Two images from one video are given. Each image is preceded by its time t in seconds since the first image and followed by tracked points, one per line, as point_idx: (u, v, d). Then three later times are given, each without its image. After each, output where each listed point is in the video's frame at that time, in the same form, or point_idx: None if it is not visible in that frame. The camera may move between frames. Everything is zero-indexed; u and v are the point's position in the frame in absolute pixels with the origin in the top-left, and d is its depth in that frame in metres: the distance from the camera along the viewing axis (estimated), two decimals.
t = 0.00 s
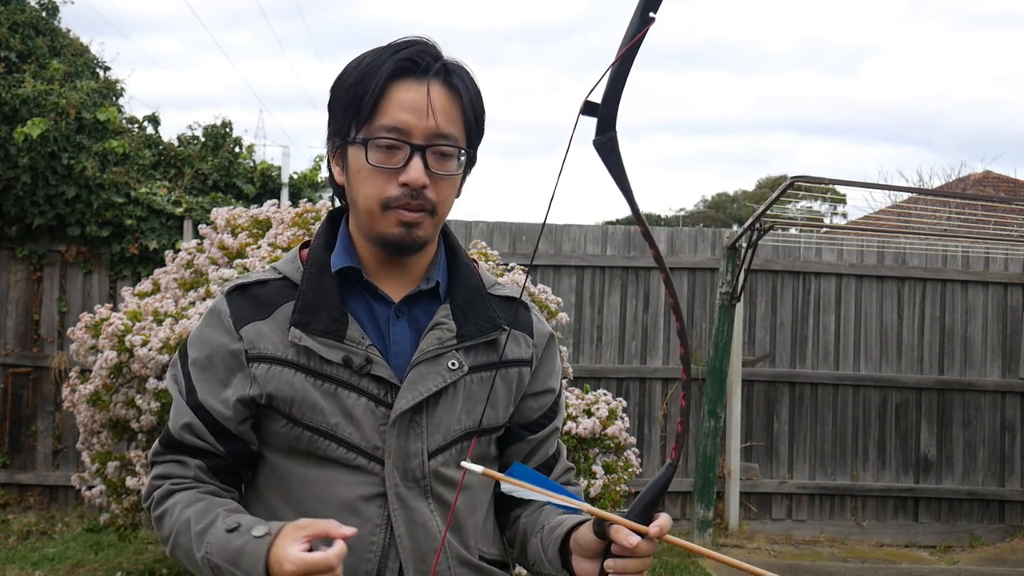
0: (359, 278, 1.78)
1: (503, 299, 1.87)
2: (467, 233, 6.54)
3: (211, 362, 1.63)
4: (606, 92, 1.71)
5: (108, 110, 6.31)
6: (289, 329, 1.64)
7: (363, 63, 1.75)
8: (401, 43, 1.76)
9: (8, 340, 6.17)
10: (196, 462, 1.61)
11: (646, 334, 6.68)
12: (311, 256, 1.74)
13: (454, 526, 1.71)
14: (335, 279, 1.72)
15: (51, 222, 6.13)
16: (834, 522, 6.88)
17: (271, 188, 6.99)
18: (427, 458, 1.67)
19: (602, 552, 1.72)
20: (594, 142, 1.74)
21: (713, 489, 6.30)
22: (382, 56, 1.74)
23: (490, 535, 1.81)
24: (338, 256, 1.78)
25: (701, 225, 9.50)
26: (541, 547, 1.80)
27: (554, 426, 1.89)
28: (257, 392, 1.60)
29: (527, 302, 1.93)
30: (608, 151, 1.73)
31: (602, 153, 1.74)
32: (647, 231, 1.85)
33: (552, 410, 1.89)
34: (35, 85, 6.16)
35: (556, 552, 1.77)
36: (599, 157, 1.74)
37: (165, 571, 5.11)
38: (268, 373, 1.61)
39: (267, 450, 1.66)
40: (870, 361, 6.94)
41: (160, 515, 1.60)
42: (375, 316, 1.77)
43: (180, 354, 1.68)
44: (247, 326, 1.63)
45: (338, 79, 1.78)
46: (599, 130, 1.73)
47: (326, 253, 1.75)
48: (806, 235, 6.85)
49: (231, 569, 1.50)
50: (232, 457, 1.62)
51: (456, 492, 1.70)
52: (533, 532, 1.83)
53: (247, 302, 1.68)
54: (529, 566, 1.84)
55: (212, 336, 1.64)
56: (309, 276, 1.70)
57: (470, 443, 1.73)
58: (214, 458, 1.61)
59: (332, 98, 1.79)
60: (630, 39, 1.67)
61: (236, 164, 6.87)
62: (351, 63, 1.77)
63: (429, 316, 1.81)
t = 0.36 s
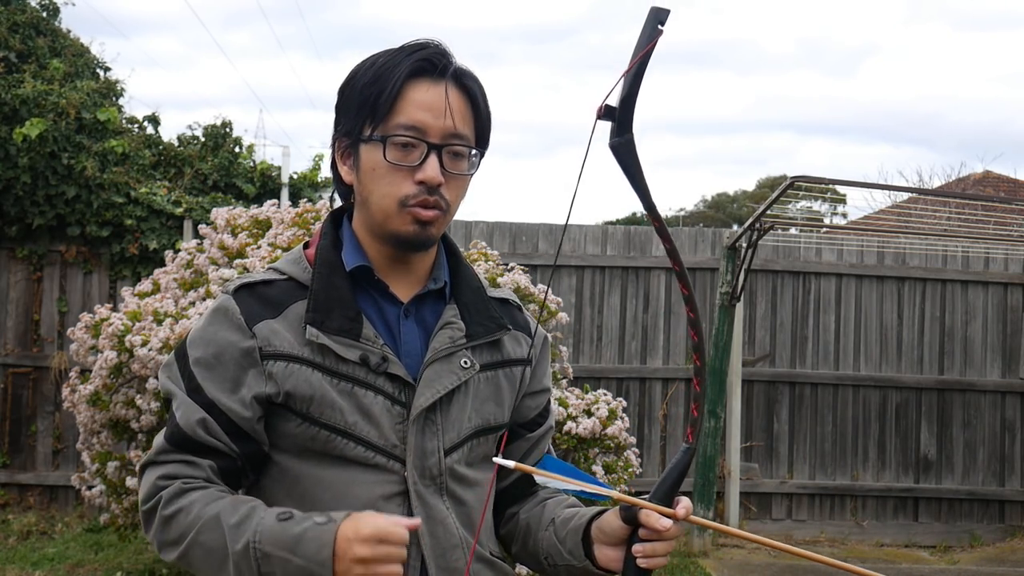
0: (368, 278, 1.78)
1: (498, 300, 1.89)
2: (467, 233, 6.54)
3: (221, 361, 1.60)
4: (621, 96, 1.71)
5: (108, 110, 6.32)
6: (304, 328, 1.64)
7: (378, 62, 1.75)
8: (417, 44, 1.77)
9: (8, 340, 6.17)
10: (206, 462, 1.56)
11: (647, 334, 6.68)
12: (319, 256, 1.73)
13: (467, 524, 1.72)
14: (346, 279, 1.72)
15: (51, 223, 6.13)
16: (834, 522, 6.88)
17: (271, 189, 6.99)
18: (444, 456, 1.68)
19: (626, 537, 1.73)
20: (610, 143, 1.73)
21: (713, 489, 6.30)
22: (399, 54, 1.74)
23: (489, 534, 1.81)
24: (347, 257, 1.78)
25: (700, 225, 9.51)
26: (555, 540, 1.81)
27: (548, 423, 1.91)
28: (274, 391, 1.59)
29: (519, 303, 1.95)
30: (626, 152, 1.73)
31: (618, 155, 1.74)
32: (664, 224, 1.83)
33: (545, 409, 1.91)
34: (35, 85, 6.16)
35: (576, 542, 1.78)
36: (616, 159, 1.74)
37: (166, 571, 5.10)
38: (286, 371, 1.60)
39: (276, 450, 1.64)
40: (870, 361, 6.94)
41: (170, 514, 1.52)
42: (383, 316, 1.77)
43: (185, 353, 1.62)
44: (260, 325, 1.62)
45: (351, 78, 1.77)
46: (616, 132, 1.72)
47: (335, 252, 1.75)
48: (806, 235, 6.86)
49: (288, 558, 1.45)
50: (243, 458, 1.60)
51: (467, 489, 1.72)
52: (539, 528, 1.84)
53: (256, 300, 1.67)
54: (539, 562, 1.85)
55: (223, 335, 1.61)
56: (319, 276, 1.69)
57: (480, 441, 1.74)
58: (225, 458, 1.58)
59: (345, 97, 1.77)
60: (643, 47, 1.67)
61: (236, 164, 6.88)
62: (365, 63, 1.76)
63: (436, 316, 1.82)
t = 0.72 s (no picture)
0: (368, 278, 1.78)
1: (506, 300, 1.90)
2: (467, 233, 6.54)
3: (215, 355, 1.61)
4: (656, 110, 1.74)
5: (108, 110, 6.32)
6: (301, 328, 1.64)
7: (369, 60, 1.77)
8: (409, 40, 1.78)
9: (9, 340, 6.17)
10: (183, 433, 1.58)
11: (647, 334, 6.68)
12: (321, 256, 1.73)
13: (461, 528, 1.71)
14: (346, 280, 1.72)
15: (51, 223, 6.13)
16: (834, 522, 6.88)
17: (271, 188, 6.99)
18: (439, 459, 1.67)
19: (645, 552, 1.74)
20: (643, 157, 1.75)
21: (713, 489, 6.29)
22: (389, 50, 1.75)
23: (489, 535, 1.81)
24: (348, 256, 1.77)
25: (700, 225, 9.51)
26: (572, 550, 1.82)
27: (556, 426, 1.90)
28: (267, 390, 1.60)
29: (528, 306, 1.94)
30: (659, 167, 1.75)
31: (651, 169, 1.76)
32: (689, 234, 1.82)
33: (553, 413, 1.90)
34: (34, 85, 6.16)
35: (595, 556, 1.79)
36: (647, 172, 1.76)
37: (165, 571, 5.10)
38: (280, 371, 1.60)
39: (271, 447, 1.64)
40: (870, 361, 6.93)
41: (138, 475, 1.53)
42: (384, 316, 1.77)
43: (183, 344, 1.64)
44: (259, 323, 1.63)
45: (347, 77, 1.80)
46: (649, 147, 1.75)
47: (335, 252, 1.75)
48: (806, 235, 6.86)
49: (227, 473, 1.43)
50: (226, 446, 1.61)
51: (463, 494, 1.71)
52: (554, 536, 1.85)
53: (256, 299, 1.67)
54: (552, 568, 1.86)
55: (222, 330, 1.62)
56: (320, 276, 1.69)
57: (478, 444, 1.73)
58: (207, 440, 1.59)
59: (340, 97, 1.80)
60: (678, 62, 1.71)
61: (236, 164, 6.88)
62: (359, 62, 1.79)
63: (438, 317, 1.82)
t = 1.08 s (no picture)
0: (366, 278, 1.79)
1: (507, 303, 1.89)
2: (467, 233, 6.54)
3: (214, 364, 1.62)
4: (614, 93, 1.71)
5: (108, 110, 6.32)
6: (297, 328, 1.64)
7: (381, 61, 1.74)
8: (420, 43, 1.76)
9: (8, 340, 6.16)
10: (194, 465, 1.62)
11: (646, 334, 6.68)
12: (319, 256, 1.73)
13: (457, 528, 1.71)
14: (343, 278, 1.72)
15: (51, 222, 6.13)
16: (834, 522, 6.88)
17: (271, 189, 6.99)
18: (434, 459, 1.67)
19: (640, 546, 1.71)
20: (606, 145, 1.72)
21: (713, 489, 6.29)
22: (402, 54, 1.74)
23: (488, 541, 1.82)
24: (346, 257, 1.78)
25: (700, 225, 9.51)
26: (568, 550, 1.82)
27: (557, 426, 1.90)
28: (263, 391, 1.60)
29: (528, 307, 1.94)
30: (622, 152, 1.72)
31: (614, 155, 1.73)
32: (666, 228, 1.78)
33: (555, 415, 1.90)
34: (34, 85, 6.16)
35: (589, 553, 1.79)
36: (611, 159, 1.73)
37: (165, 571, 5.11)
38: (275, 372, 1.60)
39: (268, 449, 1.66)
40: (870, 361, 6.93)
41: (162, 520, 1.61)
42: (381, 316, 1.77)
43: (184, 352, 1.66)
44: (253, 325, 1.63)
45: (355, 77, 1.77)
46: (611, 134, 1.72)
47: (334, 251, 1.75)
48: (805, 235, 6.86)
49: None
50: (233, 460, 1.63)
51: (460, 494, 1.71)
52: (552, 537, 1.85)
53: (254, 300, 1.67)
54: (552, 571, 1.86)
55: (219, 336, 1.63)
56: (316, 275, 1.69)
57: (475, 444, 1.73)
58: (216, 461, 1.62)
59: (348, 96, 1.77)
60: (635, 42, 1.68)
61: (236, 164, 6.88)
62: (369, 62, 1.76)
63: (436, 318, 1.82)
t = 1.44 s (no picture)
0: (366, 277, 1.79)
1: (497, 301, 1.89)
2: (467, 233, 6.54)
3: (223, 348, 1.60)
4: (541, 56, 1.71)
5: (108, 110, 6.32)
6: (304, 324, 1.64)
7: (396, 74, 1.71)
8: (434, 56, 1.74)
9: (8, 340, 6.16)
10: (225, 441, 1.55)
11: (647, 334, 6.67)
12: (320, 255, 1.73)
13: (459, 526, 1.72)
14: (345, 277, 1.72)
15: (51, 222, 6.13)
16: (834, 522, 6.88)
17: (271, 189, 6.99)
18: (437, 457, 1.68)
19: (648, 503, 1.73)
20: (542, 106, 1.72)
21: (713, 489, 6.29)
22: (417, 68, 1.71)
23: (488, 538, 1.82)
24: (347, 256, 1.78)
25: (700, 225, 9.52)
26: (577, 522, 1.81)
27: (550, 417, 1.91)
28: (273, 381, 1.60)
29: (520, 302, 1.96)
30: (561, 109, 1.72)
31: (553, 116, 1.73)
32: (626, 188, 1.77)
33: (546, 406, 1.90)
34: (34, 85, 6.16)
35: (598, 518, 1.78)
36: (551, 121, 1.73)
37: (165, 571, 5.10)
38: (286, 363, 1.61)
39: (275, 449, 1.65)
40: (870, 361, 6.93)
41: (198, 488, 1.48)
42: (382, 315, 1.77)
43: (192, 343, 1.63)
44: (264, 315, 1.63)
45: (366, 86, 1.74)
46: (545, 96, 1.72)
47: (334, 250, 1.74)
48: (806, 235, 6.86)
49: (328, 497, 1.41)
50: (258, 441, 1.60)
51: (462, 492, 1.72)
52: (559, 517, 1.84)
53: (257, 297, 1.66)
54: (565, 551, 1.84)
55: (229, 324, 1.61)
56: (319, 275, 1.69)
57: (477, 441, 1.74)
58: (244, 439, 1.57)
59: (359, 104, 1.74)
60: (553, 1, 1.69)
61: (236, 164, 6.88)
62: (382, 72, 1.73)
63: (434, 316, 1.83)
